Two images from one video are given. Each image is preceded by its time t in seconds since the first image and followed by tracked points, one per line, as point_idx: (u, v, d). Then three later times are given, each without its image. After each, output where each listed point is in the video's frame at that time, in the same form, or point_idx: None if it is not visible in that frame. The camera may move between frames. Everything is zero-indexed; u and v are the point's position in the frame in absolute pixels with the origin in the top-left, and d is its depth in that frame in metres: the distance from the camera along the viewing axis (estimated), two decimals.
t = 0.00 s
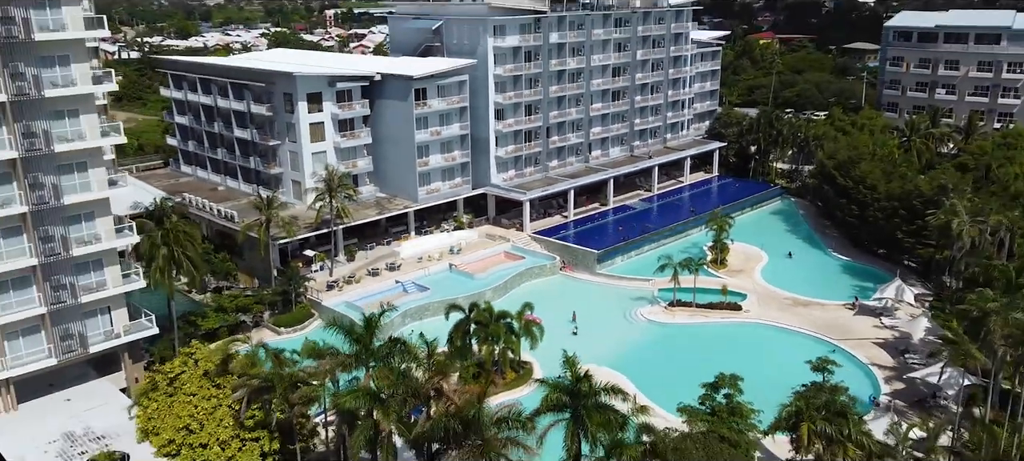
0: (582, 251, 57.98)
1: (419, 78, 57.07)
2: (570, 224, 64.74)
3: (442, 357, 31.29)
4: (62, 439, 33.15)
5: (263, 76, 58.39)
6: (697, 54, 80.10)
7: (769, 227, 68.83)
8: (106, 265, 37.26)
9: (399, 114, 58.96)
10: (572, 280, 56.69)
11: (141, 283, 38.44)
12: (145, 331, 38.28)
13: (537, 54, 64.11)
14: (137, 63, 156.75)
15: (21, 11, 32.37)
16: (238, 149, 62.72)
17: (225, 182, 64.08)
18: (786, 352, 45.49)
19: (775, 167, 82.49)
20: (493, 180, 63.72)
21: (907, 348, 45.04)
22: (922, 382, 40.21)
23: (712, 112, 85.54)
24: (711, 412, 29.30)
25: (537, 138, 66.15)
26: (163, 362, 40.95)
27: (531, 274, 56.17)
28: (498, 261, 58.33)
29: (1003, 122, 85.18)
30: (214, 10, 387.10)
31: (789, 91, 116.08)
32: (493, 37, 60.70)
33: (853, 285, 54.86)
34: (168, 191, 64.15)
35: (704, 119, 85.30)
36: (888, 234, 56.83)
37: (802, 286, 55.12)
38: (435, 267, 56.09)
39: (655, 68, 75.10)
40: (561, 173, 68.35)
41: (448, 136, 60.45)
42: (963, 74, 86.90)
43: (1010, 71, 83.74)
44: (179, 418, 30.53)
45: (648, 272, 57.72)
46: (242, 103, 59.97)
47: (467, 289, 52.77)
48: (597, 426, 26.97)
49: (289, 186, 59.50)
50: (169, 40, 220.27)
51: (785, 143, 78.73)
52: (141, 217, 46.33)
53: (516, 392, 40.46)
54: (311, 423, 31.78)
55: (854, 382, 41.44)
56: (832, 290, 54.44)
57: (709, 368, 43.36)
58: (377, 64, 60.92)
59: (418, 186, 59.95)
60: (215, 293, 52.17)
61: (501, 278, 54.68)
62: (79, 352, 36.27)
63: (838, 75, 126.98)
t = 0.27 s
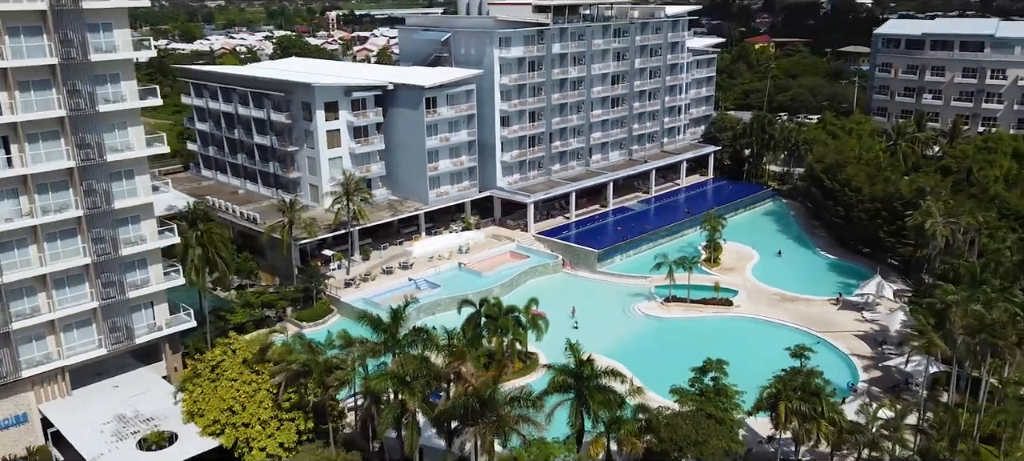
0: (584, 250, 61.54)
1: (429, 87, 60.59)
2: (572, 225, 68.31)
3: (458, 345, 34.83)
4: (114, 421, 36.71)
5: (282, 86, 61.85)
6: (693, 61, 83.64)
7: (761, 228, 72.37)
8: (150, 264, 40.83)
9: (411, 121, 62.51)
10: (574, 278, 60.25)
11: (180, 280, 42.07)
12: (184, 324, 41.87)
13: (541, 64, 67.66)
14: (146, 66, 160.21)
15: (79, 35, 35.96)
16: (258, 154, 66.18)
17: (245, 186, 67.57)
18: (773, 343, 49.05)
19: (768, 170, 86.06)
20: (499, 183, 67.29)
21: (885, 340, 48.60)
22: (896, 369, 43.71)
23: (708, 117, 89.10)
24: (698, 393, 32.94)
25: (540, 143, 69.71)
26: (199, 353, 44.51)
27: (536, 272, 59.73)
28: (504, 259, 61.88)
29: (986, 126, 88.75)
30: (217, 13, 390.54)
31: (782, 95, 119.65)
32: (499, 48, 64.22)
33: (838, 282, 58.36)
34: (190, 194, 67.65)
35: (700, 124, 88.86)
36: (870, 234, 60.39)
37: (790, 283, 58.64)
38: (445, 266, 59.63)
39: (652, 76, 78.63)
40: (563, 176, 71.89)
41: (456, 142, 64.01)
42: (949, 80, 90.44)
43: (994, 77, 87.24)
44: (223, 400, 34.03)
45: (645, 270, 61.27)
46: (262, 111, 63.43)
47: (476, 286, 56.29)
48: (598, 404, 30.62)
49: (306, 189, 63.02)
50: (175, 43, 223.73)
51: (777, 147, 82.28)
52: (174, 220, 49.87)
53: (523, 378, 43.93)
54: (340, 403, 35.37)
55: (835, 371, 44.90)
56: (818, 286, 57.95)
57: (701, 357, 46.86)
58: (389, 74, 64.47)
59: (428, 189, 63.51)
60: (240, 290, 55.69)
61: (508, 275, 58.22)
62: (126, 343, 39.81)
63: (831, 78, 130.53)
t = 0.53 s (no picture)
0: (584, 250, 65.09)
1: (438, 96, 64.13)
2: (573, 226, 71.88)
3: (471, 334, 38.40)
4: (157, 406, 40.29)
5: (300, 94, 65.48)
6: (689, 68, 87.24)
7: (753, 227, 75.95)
8: (187, 263, 44.42)
9: (421, 128, 66.08)
10: (576, 276, 63.90)
11: (213, 278, 45.70)
12: (217, 318, 45.63)
13: (544, 73, 71.19)
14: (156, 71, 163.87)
15: (126, 55, 39.52)
16: (276, 159, 69.82)
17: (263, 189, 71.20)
18: (761, 334, 52.66)
19: (761, 173, 89.68)
20: (504, 186, 70.99)
21: (865, 332, 52.18)
22: (875, 358, 47.21)
23: (703, 121, 92.74)
24: (689, 377, 36.53)
25: (543, 148, 73.33)
26: (228, 346, 48.08)
27: (539, 270, 63.31)
28: (509, 258, 65.48)
29: (972, 129, 92.37)
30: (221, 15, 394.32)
31: (777, 99, 123.28)
32: (504, 58, 67.73)
33: (825, 279, 61.87)
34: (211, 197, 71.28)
35: (696, 128, 92.50)
36: (855, 233, 63.90)
37: (779, 280, 62.16)
38: (454, 265, 63.19)
39: (650, 83, 82.22)
40: (565, 179, 75.54)
41: (464, 147, 67.64)
42: (936, 85, 93.97)
43: (978, 82, 90.85)
44: (259, 385, 38.00)
45: (643, 268, 64.85)
46: (280, 119, 67.05)
47: (484, 283, 59.88)
48: (599, 386, 34.49)
49: (322, 192, 66.57)
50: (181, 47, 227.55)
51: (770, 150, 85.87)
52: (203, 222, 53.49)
53: (529, 367, 47.38)
54: (365, 388, 39.11)
55: (819, 360, 48.36)
56: (806, 283, 61.42)
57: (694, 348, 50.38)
58: (401, 83, 68.03)
59: (438, 192, 67.13)
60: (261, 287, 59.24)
61: (514, 273, 61.82)
62: (166, 335, 43.46)
63: (825, 82, 134.11)
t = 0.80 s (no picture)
0: (585, 249, 68.42)
1: (446, 103, 67.46)
2: (574, 227, 75.22)
3: (481, 326, 41.74)
4: (191, 394, 43.63)
5: (314, 102, 68.82)
6: (685, 74, 90.60)
7: (747, 228, 79.32)
8: (215, 261, 47.76)
9: (430, 134, 69.41)
10: (577, 274, 67.26)
11: (240, 276, 49.07)
12: (244, 314, 49.02)
13: (546, 81, 74.52)
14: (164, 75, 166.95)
15: (163, 70, 42.86)
16: (290, 163, 73.16)
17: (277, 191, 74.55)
18: (751, 329, 55.94)
19: (755, 175, 93.05)
20: (508, 189, 74.37)
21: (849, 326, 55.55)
22: (857, 350, 50.55)
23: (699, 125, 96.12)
24: (681, 365, 39.89)
25: (545, 152, 76.69)
26: (252, 339, 51.44)
27: (542, 269, 66.67)
28: (513, 257, 68.79)
29: (958, 133, 95.80)
30: (223, 18, 397.13)
31: (772, 102, 126.66)
32: (508, 67, 71.04)
33: (813, 277, 65.23)
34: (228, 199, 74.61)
35: (692, 132, 95.85)
36: (842, 233, 67.23)
37: (770, 277, 65.51)
38: (460, 264, 66.50)
39: (648, 89, 85.56)
40: (566, 182, 78.90)
41: (470, 152, 70.99)
42: (924, 90, 97.34)
43: (964, 87, 94.28)
44: (287, 374, 41.37)
45: (641, 266, 68.21)
46: (294, 125, 70.39)
47: (489, 281, 63.21)
48: (599, 374, 37.91)
49: (336, 195, 69.91)
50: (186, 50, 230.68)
51: (763, 153, 89.26)
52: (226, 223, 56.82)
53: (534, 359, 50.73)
54: (384, 377, 42.51)
55: (804, 352, 51.61)
56: (795, 280, 64.78)
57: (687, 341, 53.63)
58: (410, 91, 71.36)
59: (445, 194, 70.52)
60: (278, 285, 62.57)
61: (518, 271, 65.16)
62: (197, 329, 46.81)
63: (819, 86, 137.44)
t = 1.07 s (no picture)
0: (585, 249, 72.00)
1: (453, 110, 71.02)
2: (574, 227, 78.79)
3: (491, 319, 45.30)
4: (223, 383, 47.20)
5: (327, 109, 72.38)
6: (681, 80, 94.17)
7: (740, 228, 82.92)
8: (242, 261, 51.34)
9: (437, 139, 72.99)
10: (578, 272, 70.85)
11: (265, 274, 52.71)
12: (268, 309, 52.64)
13: (548, 88, 78.07)
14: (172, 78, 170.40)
15: (196, 83, 46.38)
16: (304, 167, 76.75)
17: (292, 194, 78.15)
18: (742, 323, 59.38)
19: (748, 177, 96.69)
20: (512, 191, 77.99)
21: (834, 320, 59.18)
22: (839, 342, 54.15)
23: (695, 129, 99.73)
24: (675, 355, 43.48)
25: (547, 156, 80.28)
26: (275, 333, 55.05)
27: (545, 267, 70.28)
28: (517, 256, 72.34)
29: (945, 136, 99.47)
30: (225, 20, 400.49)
31: (766, 106, 130.29)
32: (512, 75, 74.56)
33: (802, 274, 68.82)
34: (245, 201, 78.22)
35: (688, 135, 99.45)
36: (830, 233, 70.84)
37: (762, 275, 69.10)
38: (467, 263, 70.05)
39: (645, 95, 89.12)
40: (567, 185, 82.52)
41: (476, 156, 74.57)
42: (912, 95, 100.97)
43: (950, 92, 97.95)
44: (312, 363, 44.98)
45: (639, 265, 71.79)
46: (308, 131, 73.97)
47: (495, 279, 66.77)
48: (599, 362, 41.62)
49: (348, 198, 73.51)
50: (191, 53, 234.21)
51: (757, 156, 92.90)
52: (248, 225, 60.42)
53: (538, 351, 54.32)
54: (401, 366, 46.10)
55: (791, 344, 55.12)
56: (785, 277, 68.39)
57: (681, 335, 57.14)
58: (418, 98, 74.91)
59: (452, 196, 74.13)
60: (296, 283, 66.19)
61: (522, 269, 68.71)
62: (226, 323, 50.43)
63: (813, 89, 141.06)
